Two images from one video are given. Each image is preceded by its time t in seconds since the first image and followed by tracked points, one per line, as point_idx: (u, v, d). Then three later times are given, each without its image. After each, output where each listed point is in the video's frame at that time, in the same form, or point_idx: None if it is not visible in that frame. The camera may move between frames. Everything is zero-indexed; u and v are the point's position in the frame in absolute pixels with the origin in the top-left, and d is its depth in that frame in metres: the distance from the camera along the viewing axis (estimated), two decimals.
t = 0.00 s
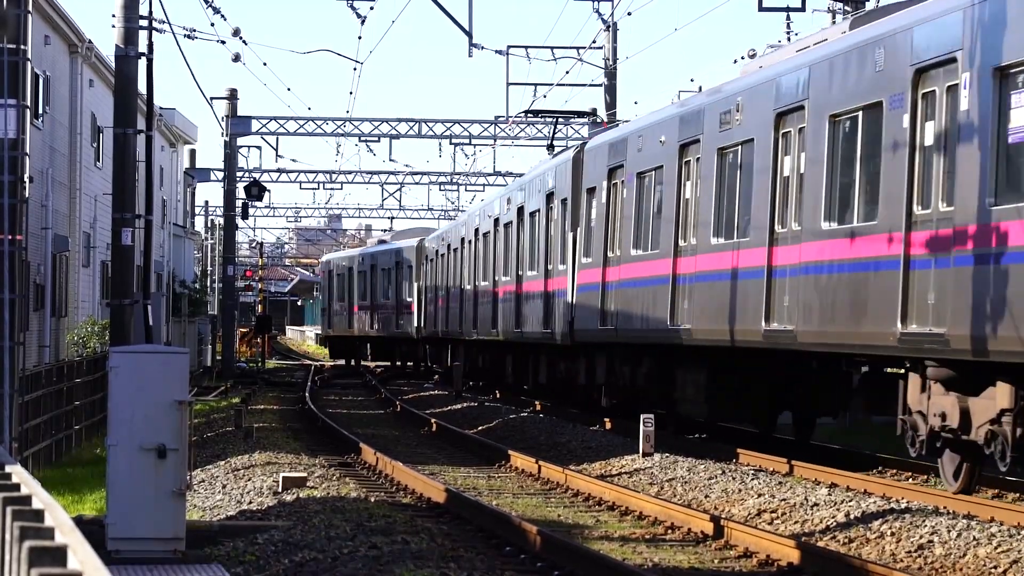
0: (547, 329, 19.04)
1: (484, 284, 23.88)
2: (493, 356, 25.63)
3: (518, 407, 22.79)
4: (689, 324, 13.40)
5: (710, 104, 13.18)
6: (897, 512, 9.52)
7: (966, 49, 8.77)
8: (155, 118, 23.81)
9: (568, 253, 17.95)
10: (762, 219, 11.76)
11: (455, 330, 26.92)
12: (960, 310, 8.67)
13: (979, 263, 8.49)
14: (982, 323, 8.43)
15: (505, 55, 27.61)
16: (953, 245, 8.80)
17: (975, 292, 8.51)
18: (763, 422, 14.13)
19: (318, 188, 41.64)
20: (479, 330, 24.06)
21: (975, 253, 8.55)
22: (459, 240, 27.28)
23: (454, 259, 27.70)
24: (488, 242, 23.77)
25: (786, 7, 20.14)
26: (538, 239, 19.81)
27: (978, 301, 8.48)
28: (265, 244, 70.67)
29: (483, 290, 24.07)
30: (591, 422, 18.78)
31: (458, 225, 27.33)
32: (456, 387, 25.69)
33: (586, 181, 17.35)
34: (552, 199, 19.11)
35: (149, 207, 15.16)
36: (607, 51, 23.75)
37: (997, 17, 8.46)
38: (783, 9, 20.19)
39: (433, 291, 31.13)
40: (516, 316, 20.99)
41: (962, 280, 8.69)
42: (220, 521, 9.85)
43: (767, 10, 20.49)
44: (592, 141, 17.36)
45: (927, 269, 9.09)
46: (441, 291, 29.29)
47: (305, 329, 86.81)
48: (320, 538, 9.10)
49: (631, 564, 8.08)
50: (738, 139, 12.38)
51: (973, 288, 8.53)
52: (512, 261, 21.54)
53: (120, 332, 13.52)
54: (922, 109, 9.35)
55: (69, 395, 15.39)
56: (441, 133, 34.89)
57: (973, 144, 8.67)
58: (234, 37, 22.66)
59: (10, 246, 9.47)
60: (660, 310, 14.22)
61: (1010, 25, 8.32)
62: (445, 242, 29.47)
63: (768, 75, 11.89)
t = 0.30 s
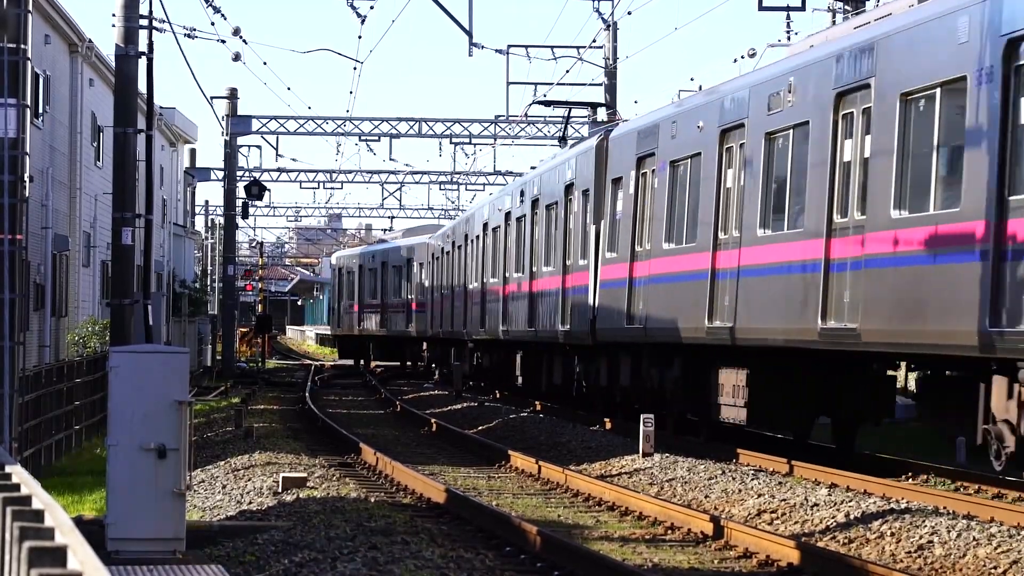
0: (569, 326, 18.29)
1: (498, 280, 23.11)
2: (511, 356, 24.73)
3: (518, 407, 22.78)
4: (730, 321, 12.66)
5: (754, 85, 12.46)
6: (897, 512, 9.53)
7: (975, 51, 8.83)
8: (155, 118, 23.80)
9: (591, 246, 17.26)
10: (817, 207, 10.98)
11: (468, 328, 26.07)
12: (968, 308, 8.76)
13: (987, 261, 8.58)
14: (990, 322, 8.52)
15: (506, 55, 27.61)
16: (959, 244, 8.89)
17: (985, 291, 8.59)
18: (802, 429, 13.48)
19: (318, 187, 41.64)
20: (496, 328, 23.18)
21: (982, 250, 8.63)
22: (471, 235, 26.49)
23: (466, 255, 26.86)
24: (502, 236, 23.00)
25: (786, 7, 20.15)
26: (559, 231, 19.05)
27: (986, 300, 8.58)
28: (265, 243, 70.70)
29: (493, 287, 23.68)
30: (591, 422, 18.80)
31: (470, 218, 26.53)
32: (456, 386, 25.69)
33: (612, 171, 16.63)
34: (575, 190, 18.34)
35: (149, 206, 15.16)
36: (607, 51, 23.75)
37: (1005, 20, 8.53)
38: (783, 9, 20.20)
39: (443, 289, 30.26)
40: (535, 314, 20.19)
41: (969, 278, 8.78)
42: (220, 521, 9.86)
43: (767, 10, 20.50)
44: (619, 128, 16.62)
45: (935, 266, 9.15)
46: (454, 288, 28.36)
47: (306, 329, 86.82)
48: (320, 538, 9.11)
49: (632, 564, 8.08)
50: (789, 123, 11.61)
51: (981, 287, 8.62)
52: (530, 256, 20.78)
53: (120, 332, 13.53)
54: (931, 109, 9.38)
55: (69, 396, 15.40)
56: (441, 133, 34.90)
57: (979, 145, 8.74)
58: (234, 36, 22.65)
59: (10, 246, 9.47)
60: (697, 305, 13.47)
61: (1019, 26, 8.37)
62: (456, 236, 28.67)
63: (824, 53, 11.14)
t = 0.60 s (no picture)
0: (591, 326, 17.20)
1: (514, 277, 21.99)
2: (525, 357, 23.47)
3: (518, 407, 22.78)
4: (779, 322, 11.57)
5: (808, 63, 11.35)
6: (897, 512, 9.52)
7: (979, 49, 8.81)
8: (155, 118, 23.80)
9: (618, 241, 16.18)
10: (884, 196, 9.90)
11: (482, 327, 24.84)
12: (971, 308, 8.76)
13: (989, 261, 8.58)
14: (994, 323, 8.52)
15: (505, 55, 27.64)
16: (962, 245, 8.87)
17: (987, 290, 8.60)
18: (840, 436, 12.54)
19: (318, 187, 41.66)
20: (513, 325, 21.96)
21: (986, 250, 8.63)
22: (483, 230, 25.37)
23: (478, 251, 25.66)
24: (518, 232, 21.88)
25: (786, 7, 20.14)
26: (580, 226, 17.98)
27: (989, 301, 8.58)
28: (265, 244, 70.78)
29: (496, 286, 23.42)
30: (591, 422, 18.80)
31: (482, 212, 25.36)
32: (456, 387, 25.69)
33: (640, 162, 15.56)
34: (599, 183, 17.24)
35: (149, 206, 15.15)
36: (607, 51, 23.75)
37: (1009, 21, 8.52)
38: (783, 9, 20.22)
39: (453, 289, 29.11)
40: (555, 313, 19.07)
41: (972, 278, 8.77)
42: (220, 521, 9.86)
43: (768, 10, 20.50)
44: (647, 116, 15.53)
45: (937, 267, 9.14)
46: (464, 286, 27.20)
47: (306, 329, 86.88)
48: (320, 538, 9.10)
49: (632, 564, 8.07)
50: (847, 107, 10.61)
51: (985, 288, 8.61)
52: (548, 251, 19.68)
53: (120, 332, 13.52)
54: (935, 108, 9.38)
55: (69, 396, 15.39)
56: (441, 133, 34.92)
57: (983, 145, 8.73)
58: (234, 36, 22.65)
59: (10, 246, 9.46)
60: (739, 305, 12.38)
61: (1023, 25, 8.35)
62: (465, 233, 27.56)
63: (887, 29, 10.11)
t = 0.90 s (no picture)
0: (614, 324, 16.05)
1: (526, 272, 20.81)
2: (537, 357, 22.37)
3: (518, 407, 22.77)
4: (838, 324, 10.43)
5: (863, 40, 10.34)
6: (897, 512, 9.52)
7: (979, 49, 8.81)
8: (155, 117, 23.80)
9: (647, 236, 15.03)
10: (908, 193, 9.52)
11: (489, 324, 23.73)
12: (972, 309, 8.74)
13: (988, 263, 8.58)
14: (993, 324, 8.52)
15: (505, 55, 27.67)
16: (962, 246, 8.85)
17: (989, 292, 8.58)
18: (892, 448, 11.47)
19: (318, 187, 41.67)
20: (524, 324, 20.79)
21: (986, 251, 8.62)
22: (490, 224, 24.24)
23: (484, 245, 24.51)
24: (532, 227, 20.70)
25: (786, 7, 20.14)
26: (602, 220, 16.84)
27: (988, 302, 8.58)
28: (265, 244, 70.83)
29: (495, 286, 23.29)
30: (591, 422, 18.80)
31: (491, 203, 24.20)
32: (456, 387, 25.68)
33: (670, 152, 14.42)
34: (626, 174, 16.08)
35: (149, 206, 15.15)
36: (607, 51, 23.75)
37: (1006, 20, 8.53)
38: (783, 9, 20.21)
39: (456, 285, 27.99)
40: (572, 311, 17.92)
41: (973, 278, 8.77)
42: (220, 521, 9.85)
43: (768, 10, 20.50)
44: (679, 101, 14.37)
45: (936, 267, 9.14)
46: (470, 282, 26.08)
47: (306, 329, 86.92)
48: (320, 538, 9.09)
49: (632, 564, 8.07)
50: (918, 87, 9.51)
51: (984, 289, 8.61)
52: (564, 246, 18.54)
53: (120, 332, 13.52)
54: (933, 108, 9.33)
55: (69, 396, 15.39)
56: (441, 133, 34.92)
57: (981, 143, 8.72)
58: (234, 36, 22.65)
59: (10, 246, 9.45)
60: (790, 308, 11.25)
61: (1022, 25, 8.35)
62: (471, 227, 26.49)
63: None
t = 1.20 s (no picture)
0: (643, 323, 14.98)
1: (545, 268, 19.72)
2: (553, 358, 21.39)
3: (518, 406, 22.78)
4: (912, 328, 9.45)
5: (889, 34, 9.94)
6: (897, 512, 9.52)
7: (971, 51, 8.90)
8: (155, 117, 23.80)
9: (680, 233, 13.97)
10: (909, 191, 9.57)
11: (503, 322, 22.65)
12: (972, 311, 8.77)
13: (988, 265, 8.60)
14: (995, 325, 8.54)
15: (505, 55, 27.69)
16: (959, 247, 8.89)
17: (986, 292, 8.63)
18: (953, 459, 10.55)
19: (318, 187, 41.72)
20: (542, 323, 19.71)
21: (983, 253, 8.66)
22: (503, 220, 23.22)
23: (498, 241, 23.46)
24: (551, 223, 19.62)
25: (786, 7, 20.13)
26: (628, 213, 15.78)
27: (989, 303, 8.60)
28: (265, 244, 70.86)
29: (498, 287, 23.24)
30: (591, 422, 18.81)
31: (506, 198, 23.14)
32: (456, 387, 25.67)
33: (705, 142, 13.36)
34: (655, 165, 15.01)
35: (149, 206, 15.14)
36: (607, 51, 23.75)
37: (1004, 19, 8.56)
38: (783, 9, 20.20)
39: (465, 284, 26.96)
40: (596, 311, 16.84)
41: (972, 280, 8.80)
42: (220, 521, 9.85)
43: (768, 10, 20.50)
44: (713, 86, 13.32)
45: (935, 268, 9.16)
46: (481, 280, 25.04)
47: (306, 329, 86.92)
48: (320, 538, 9.10)
49: (632, 564, 8.07)
50: (1008, 61, 8.50)
51: (984, 290, 8.64)
52: (586, 242, 17.47)
53: (120, 332, 13.52)
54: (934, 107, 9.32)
55: (69, 396, 15.39)
56: (441, 133, 34.92)
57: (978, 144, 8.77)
58: (234, 36, 22.66)
59: (10, 246, 9.44)
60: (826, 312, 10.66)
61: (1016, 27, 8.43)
62: (480, 223, 25.50)
63: None
